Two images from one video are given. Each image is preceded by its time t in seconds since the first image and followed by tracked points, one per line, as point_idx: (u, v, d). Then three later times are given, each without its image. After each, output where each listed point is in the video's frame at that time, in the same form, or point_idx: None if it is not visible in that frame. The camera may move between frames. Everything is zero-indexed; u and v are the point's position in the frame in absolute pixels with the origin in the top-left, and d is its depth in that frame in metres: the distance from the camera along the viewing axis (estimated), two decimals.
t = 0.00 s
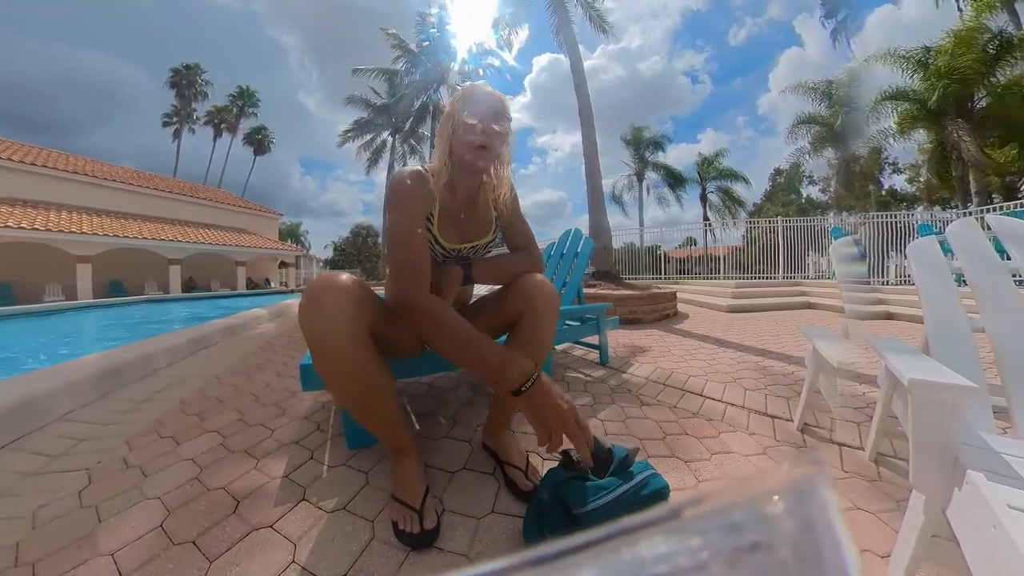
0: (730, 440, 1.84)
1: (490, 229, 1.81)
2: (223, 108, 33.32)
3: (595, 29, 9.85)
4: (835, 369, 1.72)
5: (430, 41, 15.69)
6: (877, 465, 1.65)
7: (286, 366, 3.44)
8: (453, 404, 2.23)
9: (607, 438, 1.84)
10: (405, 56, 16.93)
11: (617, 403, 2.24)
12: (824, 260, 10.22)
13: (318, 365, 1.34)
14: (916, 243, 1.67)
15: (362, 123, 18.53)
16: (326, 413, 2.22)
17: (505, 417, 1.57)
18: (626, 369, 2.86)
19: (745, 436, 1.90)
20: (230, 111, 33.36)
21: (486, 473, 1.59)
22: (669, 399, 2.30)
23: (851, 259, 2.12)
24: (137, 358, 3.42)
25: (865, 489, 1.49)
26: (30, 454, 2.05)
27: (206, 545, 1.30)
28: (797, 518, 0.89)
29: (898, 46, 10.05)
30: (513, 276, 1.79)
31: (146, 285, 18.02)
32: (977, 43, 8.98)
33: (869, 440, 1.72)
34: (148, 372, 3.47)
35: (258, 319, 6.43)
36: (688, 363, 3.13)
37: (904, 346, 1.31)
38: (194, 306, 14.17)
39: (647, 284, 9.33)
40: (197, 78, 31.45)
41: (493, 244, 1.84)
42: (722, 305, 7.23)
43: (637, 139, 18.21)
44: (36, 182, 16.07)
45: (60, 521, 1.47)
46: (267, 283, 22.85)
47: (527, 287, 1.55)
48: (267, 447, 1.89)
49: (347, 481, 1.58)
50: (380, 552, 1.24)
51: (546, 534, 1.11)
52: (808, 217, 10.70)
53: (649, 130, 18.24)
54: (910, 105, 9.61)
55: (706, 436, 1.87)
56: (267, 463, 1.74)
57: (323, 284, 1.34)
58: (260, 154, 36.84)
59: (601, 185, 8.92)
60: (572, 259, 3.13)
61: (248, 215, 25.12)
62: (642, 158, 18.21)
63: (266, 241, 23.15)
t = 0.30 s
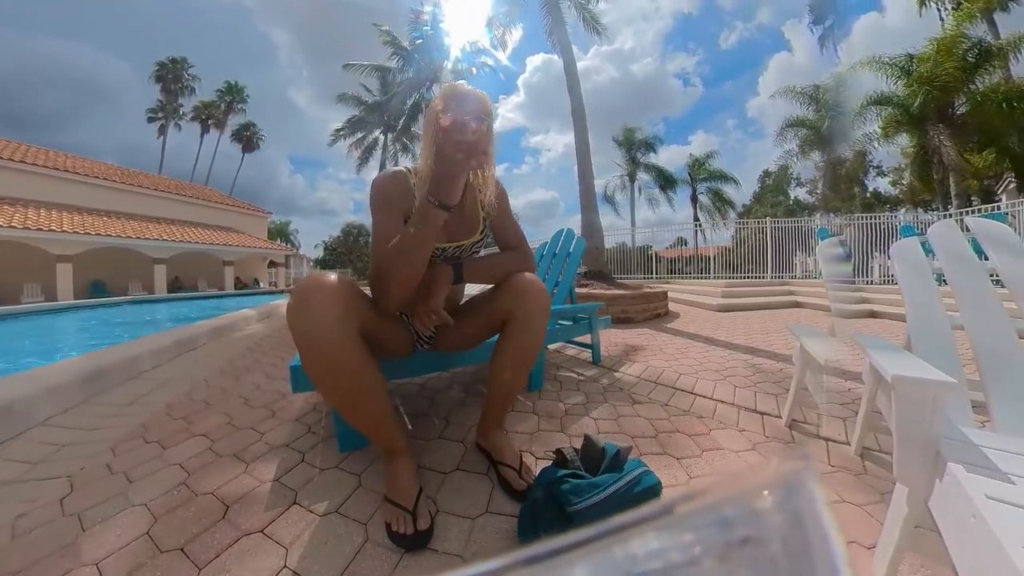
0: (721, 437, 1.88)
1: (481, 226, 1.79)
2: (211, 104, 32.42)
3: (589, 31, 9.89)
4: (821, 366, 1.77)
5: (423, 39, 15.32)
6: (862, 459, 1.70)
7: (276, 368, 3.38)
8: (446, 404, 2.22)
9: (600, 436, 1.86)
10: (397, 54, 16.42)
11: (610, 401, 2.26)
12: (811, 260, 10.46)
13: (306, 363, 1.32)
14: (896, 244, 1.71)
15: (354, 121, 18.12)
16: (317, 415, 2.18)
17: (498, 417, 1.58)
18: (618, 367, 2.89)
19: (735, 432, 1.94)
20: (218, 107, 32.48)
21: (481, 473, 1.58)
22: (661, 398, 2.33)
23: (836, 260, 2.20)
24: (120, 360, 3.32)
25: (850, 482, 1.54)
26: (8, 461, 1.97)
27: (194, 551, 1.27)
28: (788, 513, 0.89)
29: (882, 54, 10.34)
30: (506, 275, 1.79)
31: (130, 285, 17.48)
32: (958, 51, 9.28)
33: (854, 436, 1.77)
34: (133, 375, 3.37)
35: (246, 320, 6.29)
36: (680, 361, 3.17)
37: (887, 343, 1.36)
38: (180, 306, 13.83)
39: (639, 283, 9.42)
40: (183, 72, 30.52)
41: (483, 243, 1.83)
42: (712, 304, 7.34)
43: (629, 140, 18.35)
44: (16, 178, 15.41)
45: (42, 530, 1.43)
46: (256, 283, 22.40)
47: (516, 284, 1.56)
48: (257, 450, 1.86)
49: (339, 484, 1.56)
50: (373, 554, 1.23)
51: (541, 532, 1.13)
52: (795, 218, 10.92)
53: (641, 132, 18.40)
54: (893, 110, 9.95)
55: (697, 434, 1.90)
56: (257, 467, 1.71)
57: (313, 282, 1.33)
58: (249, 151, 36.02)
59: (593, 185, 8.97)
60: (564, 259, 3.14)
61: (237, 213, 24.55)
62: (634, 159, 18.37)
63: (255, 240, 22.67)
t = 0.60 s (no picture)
0: (711, 434, 1.90)
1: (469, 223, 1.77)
2: (198, 99, 31.60)
3: (582, 31, 9.92)
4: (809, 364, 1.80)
5: (417, 36, 14.83)
6: (849, 453, 1.74)
7: (266, 369, 3.31)
8: (438, 404, 2.21)
9: (593, 434, 1.87)
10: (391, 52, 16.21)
11: (602, 400, 2.26)
12: (799, 260, 10.68)
13: (294, 362, 1.30)
14: (880, 245, 1.76)
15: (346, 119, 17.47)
16: (308, 417, 2.15)
17: (491, 416, 1.58)
18: (610, 366, 2.91)
19: (725, 429, 1.96)
20: (205, 102, 31.75)
21: (475, 473, 1.58)
22: (653, 396, 2.36)
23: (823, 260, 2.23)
24: (103, 362, 3.21)
25: (836, 475, 1.57)
26: None
27: (183, 559, 1.24)
28: (774, 510, 1.03)
29: (869, 60, 10.60)
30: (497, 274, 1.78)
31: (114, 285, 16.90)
32: (940, 58, 9.49)
33: (841, 431, 1.81)
34: (117, 378, 3.28)
35: (234, 320, 6.15)
36: (671, 360, 3.21)
37: (869, 340, 1.41)
38: (164, 307, 13.44)
39: (631, 283, 9.49)
40: (169, 66, 29.17)
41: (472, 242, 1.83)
42: (702, 304, 7.44)
43: (621, 141, 18.49)
44: None
45: (22, 540, 1.38)
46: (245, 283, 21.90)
47: (507, 282, 1.56)
48: (246, 454, 1.82)
49: (331, 487, 1.53)
50: (367, 557, 1.21)
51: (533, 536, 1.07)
52: (783, 219, 11.15)
53: (633, 133, 18.55)
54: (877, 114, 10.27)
55: (688, 431, 1.92)
56: (247, 471, 1.67)
57: (300, 280, 1.31)
58: (239, 148, 35.10)
59: (586, 186, 9.00)
60: (557, 259, 3.14)
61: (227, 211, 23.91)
62: (626, 160, 18.51)
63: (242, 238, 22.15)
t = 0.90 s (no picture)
0: (702, 431, 1.93)
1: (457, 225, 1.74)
2: (184, 93, 30.21)
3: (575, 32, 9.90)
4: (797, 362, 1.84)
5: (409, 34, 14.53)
6: (835, 448, 1.79)
7: (255, 371, 3.24)
8: (431, 405, 2.19)
9: (586, 433, 1.88)
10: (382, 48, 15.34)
11: (595, 399, 2.28)
12: (787, 260, 10.89)
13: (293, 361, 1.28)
14: (865, 244, 1.79)
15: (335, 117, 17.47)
16: (299, 419, 2.11)
17: (485, 417, 1.58)
18: (603, 365, 2.93)
19: (716, 426, 1.99)
20: (192, 97, 30.37)
21: (468, 473, 1.58)
22: (645, 394, 2.38)
23: (811, 259, 2.27)
24: (85, 365, 3.10)
25: (823, 470, 1.61)
26: None
27: (170, 567, 1.21)
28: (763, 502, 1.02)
29: (856, 65, 10.88)
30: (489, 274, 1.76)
31: (97, 286, 16.35)
32: (923, 65, 9.83)
33: (828, 426, 1.85)
34: (101, 381, 3.17)
35: (223, 320, 6.01)
36: (662, 359, 3.25)
37: (856, 339, 1.43)
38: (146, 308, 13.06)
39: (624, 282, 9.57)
40: (155, 60, 27.63)
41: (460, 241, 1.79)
42: (693, 303, 7.54)
43: (613, 142, 18.62)
44: None
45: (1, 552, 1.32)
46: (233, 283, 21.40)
47: (498, 282, 1.56)
48: (235, 458, 1.78)
49: (323, 490, 1.51)
50: (361, 560, 1.20)
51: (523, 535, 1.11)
52: (771, 220, 11.30)
53: (625, 134, 18.67)
54: (863, 119, 10.57)
55: (679, 429, 1.94)
56: (237, 475, 1.64)
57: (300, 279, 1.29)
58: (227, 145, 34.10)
59: (578, 186, 9.03)
60: (550, 259, 3.15)
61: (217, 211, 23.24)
62: (619, 160, 18.64)
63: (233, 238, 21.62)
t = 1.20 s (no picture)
0: (693, 428, 1.96)
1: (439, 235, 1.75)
2: (171, 89, 29.35)
3: (569, 33, 9.95)
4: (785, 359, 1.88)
5: (402, 32, 14.07)
6: (823, 443, 1.83)
7: (244, 373, 3.17)
8: (424, 406, 2.17)
9: (579, 431, 1.89)
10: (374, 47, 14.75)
11: (587, 398, 2.30)
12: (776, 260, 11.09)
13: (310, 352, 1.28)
14: (850, 245, 1.83)
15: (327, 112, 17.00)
16: (289, 422, 2.07)
17: (478, 416, 1.58)
18: (595, 364, 2.95)
19: (707, 423, 2.03)
20: (178, 92, 29.40)
21: (461, 474, 1.57)
22: (637, 392, 2.41)
23: (798, 259, 2.31)
24: (66, 368, 3.00)
25: (811, 464, 1.64)
26: None
27: None
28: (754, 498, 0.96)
29: (843, 71, 11.22)
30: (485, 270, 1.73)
31: (79, 285, 15.81)
32: (905, 71, 10.18)
33: (815, 422, 1.89)
34: (82, 385, 3.05)
35: (210, 321, 5.87)
36: (653, 357, 3.28)
37: (841, 336, 1.48)
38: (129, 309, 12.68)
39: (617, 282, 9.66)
40: (139, 53, 26.69)
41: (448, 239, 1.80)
42: (684, 302, 7.65)
43: (605, 142, 18.78)
44: None
45: None
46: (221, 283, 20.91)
47: (495, 282, 1.56)
48: (224, 462, 1.74)
49: (314, 493, 1.49)
50: (354, 563, 1.18)
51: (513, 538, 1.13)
52: (760, 221, 11.46)
53: (617, 135, 18.83)
54: (849, 123, 10.89)
55: (670, 426, 1.97)
56: (226, 479, 1.61)
57: (327, 273, 1.33)
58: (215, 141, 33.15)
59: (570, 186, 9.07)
60: (542, 258, 3.16)
61: (204, 210, 22.66)
62: (611, 161, 18.78)
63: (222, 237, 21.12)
